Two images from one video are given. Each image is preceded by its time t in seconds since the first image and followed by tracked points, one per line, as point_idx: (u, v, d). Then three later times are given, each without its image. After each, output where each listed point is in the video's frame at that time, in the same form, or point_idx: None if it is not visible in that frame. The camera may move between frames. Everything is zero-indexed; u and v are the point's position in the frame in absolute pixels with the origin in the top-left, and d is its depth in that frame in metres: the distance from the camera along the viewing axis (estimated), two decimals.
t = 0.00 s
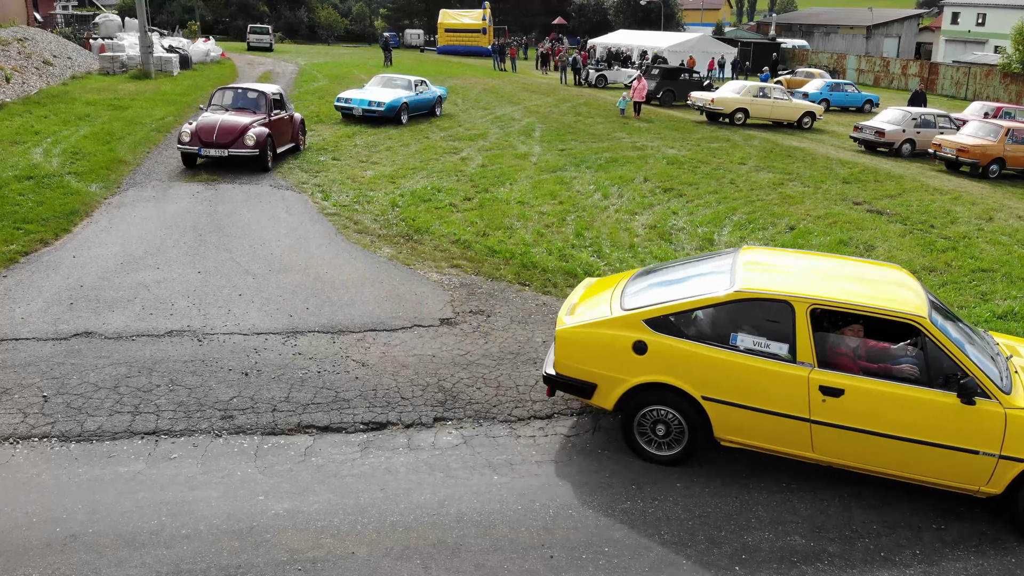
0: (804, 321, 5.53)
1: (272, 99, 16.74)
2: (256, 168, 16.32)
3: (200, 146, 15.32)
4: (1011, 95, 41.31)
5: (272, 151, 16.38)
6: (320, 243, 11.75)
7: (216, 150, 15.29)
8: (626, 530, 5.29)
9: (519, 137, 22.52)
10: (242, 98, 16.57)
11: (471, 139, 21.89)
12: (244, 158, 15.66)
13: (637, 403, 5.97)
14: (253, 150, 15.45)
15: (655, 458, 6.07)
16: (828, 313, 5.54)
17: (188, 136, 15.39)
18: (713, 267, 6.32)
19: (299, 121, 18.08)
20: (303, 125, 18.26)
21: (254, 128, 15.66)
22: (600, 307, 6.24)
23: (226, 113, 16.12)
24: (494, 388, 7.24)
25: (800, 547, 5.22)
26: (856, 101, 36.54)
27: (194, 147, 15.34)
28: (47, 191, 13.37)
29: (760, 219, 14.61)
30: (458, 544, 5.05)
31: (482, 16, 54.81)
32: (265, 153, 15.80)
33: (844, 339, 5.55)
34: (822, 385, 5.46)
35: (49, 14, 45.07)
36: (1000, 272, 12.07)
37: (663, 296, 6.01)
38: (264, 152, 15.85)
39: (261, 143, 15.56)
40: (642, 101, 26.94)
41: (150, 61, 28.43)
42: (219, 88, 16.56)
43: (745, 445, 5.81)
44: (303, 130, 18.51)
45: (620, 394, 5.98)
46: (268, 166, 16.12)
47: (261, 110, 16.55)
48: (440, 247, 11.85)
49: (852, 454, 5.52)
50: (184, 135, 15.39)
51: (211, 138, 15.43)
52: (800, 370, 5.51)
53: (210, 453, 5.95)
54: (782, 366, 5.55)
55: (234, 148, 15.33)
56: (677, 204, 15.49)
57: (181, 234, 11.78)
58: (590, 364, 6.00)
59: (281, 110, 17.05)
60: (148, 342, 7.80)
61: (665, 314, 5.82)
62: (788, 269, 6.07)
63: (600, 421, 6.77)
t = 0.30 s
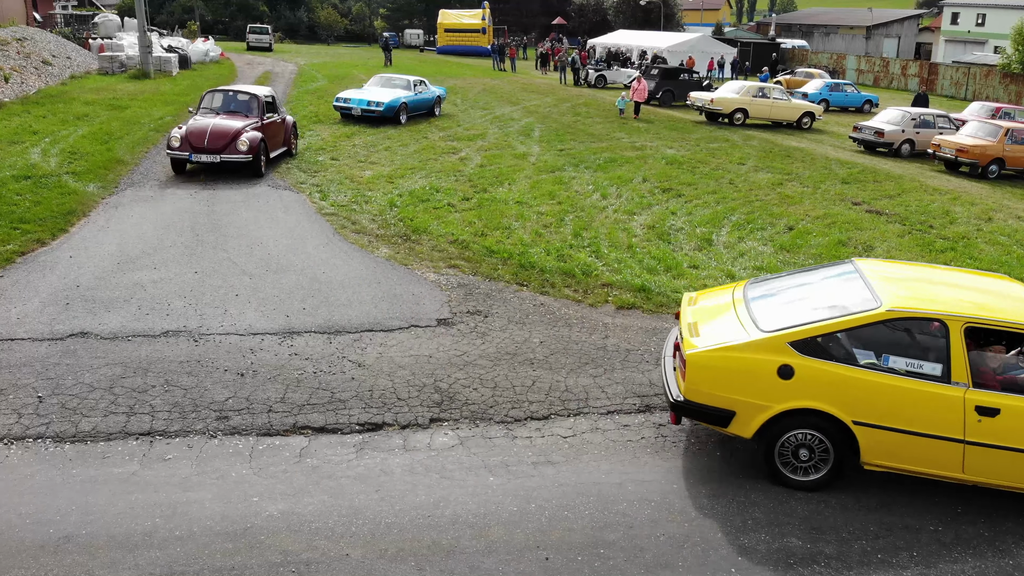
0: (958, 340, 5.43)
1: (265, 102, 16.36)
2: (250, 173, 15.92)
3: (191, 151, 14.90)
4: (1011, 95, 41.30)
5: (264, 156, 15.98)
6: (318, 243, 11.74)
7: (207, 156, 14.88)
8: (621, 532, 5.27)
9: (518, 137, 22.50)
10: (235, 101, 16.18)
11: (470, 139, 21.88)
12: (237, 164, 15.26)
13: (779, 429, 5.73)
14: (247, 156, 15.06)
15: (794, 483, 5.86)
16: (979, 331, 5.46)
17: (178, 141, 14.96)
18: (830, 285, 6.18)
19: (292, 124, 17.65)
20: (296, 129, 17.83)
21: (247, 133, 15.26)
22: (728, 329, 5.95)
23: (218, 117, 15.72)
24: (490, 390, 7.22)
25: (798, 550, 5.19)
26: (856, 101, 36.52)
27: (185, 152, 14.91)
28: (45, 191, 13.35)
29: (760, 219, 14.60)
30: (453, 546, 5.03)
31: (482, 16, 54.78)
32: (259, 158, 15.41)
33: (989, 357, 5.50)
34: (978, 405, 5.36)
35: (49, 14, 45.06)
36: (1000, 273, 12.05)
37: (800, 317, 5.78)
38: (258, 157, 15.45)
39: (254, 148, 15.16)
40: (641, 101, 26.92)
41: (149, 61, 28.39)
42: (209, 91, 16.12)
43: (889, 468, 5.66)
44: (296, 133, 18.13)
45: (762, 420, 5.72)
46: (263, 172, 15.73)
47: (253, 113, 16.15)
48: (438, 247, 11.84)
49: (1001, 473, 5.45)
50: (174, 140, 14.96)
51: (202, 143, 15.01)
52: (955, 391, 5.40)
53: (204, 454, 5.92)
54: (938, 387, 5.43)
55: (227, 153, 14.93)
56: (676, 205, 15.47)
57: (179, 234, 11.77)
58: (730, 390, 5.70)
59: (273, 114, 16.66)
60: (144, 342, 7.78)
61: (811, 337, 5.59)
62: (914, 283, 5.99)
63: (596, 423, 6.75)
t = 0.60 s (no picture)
0: None
1: (257, 106, 15.86)
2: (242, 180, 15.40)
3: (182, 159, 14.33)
4: (1011, 95, 41.30)
5: (259, 163, 15.46)
6: (317, 243, 11.73)
7: (200, 164, 14.33)
8: (621, 534, 5.24)
9: (518, 137, 22.50)
10: (226, 105, 15.66)
11: (470, 139, 21.87)
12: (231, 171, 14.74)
13: (938, 456, 5.47)
14: (242, 164, 14.54)
15: (949, 508, 5.60)
16: None
17: (168, 148, 14.36)
18: (961, 304, 6.02)
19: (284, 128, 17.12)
20: (288, 132, 17.28)
21: (241, 140, 14.75)
22: (874, 354, 5.66)
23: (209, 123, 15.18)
24: (489, 391, 7.19)
25: (798, 553, 5.17)
26: (856, 101, 36.53)
27: (176, 160, 14.33)
28: (44, 191, 13.34)
29: (759, 219, 14.60)
30: (451, 549, 5.01)
31: (482, 16, 54.76)
32: (254, 165, 14.89)
33: None
34: None
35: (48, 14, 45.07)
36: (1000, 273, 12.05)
37: (952, 340, 5.56)
38: (253, 164, 14.94)
39: (250, 155, 14.64)
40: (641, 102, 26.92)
41: (148, 61, 28.38)
42: (199, 95, 15.56)
43: None
44: (287, 138, 17.61)
45: (922, 448, 5.45)
46: (258, 179, 15.24)
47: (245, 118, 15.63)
48: (437, 247, 11.83)
49: None
50: (164, 147, 14.37)
51: (194, 150, 14.45)
52: None
53: (202, 456, 5.89)
54: None
55: (221, 161, 14.41)
56: (676, 205, 15.46)
57: (178, 234, 11.76)
58: (889, 419, 5.39)
59: (266, 118, 16.15)
60: (142, 344, 7.76)
61: (971, 359, 5.36)
62: None
63: (596, 425, 6.72)
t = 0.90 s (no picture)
0: None
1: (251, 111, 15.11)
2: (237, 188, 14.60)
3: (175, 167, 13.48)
4: (1011, 95, 41.30)
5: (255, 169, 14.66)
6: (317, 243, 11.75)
7: (195, 172, 13.50)
8: (621, 535, 5.25)
9: (518, 137, 22.50)
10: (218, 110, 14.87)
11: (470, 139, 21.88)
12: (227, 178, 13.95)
13: None
14: (239, 171, 13.74)
15: None
16: None
17: (159, 155, 13.51)
18: None
19: (276, 133, 16.36)
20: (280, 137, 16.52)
21: (236, 145, 13.95)
22: None
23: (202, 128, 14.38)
24: (489, 392, 7.19)
25: (798, 554, 5.17)
26: (856, 101, 36.53)
27: (167, 168, 13.48)
28: (43, 191, 13.34)
29: (759, 219, 14.60)
30: (451, 551, 5.00)
31: (482, 16, 54.76)
32: (251, 172, 14.08)
33: None
34: None
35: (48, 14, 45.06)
36: (1000, 273, 12.05)
37: None
38: (250, 170, 14.15)
39: (247, 161, 13.85)
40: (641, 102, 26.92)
41: (148, 61, 28.34)
42: (187, 99, 14.71)
43: None
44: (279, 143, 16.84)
45: None
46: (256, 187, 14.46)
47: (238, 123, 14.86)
48: (437, 248, 11.83)
49: None
50: (155, 155, 13.50)
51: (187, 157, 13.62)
52: None
53: (201, 457, 5.90)
54: None
55: (216, 168, 13.59)
56: (676, 205, 15.48)
57: (178, 234, 11.77)
58: None
59: (259, 123, 15.37)
60: (142, 344, 7.76)
61: None
62: None
63: (596, 426, 6.72)
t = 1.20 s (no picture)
0: None
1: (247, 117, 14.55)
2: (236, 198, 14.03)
3: (172, 179, 12.89)
4: (1011, 95, 41.30)
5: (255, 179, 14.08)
6: (320, 244, 11.78)
7: (194, 184, 12.92)
8: (625, 536, 5.27)
9: (518, 138, 22.53)
10: (213, 117, 14.29)
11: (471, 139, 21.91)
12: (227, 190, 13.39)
13: None
14: (240, 182, 13.19)
15: None
16: None
17: (154, 167, 12.88)
18: None
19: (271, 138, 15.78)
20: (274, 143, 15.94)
21: (236, 155, 13.38)
22: None
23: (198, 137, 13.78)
24: (492, 393, 7.21)
25: (800, 555, 5.19)
26: (856, 101, 36.55)
27: (164, 181, 12.87)
28: (45, 193, 13.36)
29: (760, 220, 14.61)
30: (456, 553, 5.02)
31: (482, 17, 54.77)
32: (252, 183, 13.53)
33: None
34: None
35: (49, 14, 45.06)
36: (1001, 274, 12.06)
37: None
38: (251, 181, 13.60)
39: (248, 172, 13.30)
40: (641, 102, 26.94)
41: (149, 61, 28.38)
42: (180, 106, 14.07)
43: None
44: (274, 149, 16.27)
45: None
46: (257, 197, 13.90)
47: (235, 130, 14.29)
48: (439, 249, 11.84)
49: None
50: (150, 167, 12.89)
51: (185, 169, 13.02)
52: None
53: (206, 459, 5.92)
54: None
55: (216, 180, 13.04)
56: (677, 206, 15.50)
57: (180, 236, 11.78)
58: None
59: (256, 130, 14.79)
60: (146, 346, 7.78)
61: None
62: None
63: (599, 427, 6.74)
